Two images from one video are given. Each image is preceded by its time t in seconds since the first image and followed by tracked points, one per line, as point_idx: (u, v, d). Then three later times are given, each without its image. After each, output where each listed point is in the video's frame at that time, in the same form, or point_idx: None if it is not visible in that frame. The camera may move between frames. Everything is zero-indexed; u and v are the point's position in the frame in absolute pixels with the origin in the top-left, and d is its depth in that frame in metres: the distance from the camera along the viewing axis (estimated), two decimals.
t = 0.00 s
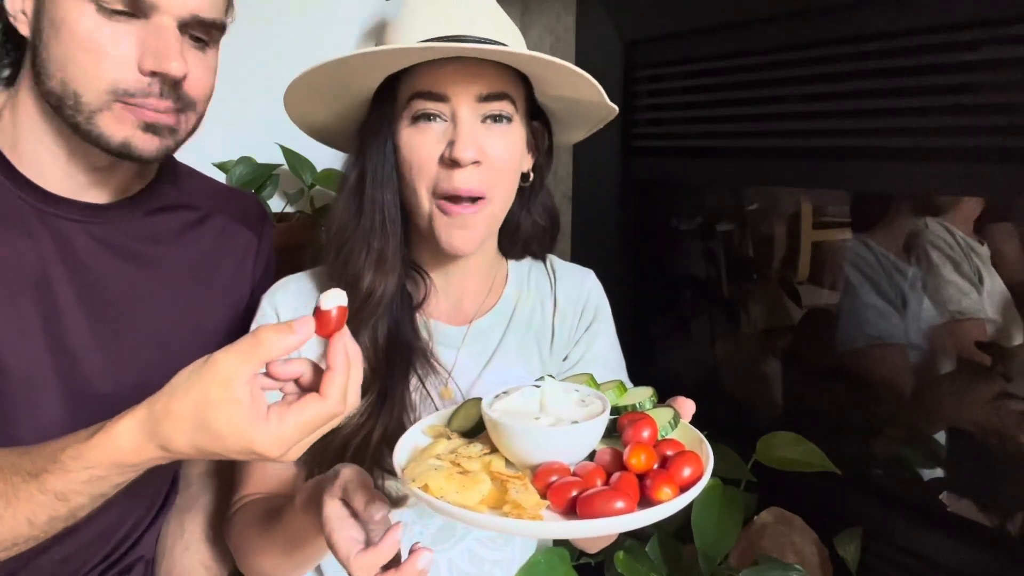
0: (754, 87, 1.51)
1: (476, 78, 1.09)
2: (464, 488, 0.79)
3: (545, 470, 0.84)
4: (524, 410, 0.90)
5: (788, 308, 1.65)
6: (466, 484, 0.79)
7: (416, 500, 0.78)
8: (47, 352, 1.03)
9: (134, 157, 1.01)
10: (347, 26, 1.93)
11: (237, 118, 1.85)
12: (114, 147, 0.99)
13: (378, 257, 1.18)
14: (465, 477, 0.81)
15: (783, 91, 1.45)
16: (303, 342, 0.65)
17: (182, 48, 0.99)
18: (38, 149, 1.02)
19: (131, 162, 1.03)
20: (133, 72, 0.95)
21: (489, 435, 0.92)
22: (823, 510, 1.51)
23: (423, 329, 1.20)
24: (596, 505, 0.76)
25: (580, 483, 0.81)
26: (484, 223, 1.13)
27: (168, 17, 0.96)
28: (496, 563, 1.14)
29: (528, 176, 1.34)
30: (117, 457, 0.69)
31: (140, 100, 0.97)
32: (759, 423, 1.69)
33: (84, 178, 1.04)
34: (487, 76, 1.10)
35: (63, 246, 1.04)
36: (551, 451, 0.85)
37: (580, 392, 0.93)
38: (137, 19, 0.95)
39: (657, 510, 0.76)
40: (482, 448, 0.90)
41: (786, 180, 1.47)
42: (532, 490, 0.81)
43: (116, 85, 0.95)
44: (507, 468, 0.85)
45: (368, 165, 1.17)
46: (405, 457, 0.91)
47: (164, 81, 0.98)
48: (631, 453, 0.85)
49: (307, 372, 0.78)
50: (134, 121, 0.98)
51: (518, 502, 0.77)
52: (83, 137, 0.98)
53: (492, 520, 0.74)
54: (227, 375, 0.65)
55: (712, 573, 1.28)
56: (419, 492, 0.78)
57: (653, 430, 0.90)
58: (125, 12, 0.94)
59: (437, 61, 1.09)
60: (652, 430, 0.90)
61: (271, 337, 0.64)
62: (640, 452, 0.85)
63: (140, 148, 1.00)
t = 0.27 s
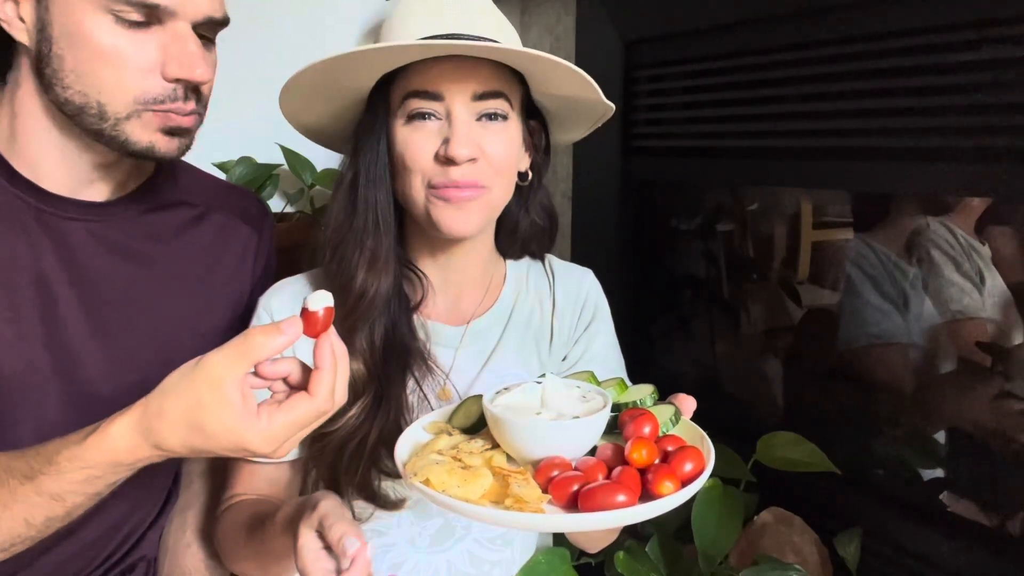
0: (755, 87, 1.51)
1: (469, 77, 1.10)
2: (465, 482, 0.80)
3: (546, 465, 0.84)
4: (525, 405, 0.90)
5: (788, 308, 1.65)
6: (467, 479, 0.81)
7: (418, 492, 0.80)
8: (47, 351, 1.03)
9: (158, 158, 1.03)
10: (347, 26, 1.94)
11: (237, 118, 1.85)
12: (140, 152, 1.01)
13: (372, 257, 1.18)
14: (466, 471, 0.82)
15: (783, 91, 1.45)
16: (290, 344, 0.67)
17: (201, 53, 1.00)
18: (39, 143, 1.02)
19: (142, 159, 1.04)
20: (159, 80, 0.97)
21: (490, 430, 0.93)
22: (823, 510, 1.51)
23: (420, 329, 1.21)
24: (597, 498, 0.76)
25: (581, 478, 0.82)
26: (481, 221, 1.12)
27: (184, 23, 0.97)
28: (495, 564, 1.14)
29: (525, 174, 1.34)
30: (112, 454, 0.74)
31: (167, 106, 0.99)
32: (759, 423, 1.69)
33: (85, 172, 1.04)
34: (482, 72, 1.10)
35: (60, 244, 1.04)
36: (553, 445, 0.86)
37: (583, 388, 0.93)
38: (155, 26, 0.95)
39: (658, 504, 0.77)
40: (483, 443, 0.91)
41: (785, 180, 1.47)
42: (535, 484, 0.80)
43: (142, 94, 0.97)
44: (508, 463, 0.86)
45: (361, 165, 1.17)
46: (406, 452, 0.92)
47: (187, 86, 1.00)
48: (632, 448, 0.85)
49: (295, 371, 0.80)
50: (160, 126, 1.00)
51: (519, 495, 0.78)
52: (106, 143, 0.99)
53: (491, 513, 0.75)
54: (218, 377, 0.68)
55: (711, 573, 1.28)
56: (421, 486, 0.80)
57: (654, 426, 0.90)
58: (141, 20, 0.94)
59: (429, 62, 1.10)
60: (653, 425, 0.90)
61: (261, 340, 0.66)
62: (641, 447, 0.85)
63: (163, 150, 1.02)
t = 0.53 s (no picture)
0: (755, 88, 1.51)
1: (469, 81, 1.09)
2: (471, 483, 0.81)
3: (552, 466, 0.84)
4: (530, 405, 0.90)
5: (788, 308, 1.65)
6: (473, 479, 0.81)
7: (424, 494, 0.80)
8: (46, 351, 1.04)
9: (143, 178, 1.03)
10: (347, 25, 1.94)
11: (237, 118, 1.85)
12: (126, 174, 1.01)
13: (371, 260, 1.18)
14: (472, 472, 0.83)
15: (783, 91, 1.45)
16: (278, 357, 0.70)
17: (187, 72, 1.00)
18: (27, 150, 1.01)
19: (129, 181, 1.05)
20: (143, 100, 0.97)
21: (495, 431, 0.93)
22: (823, 510, 1.51)
23: (417, 329, 1.21)
24: (605, 499, 0.77)
25: (587, 478, 0.82)
26: (482, 228, 1.13)
27: (170, 40, 0.97)
28: (492, 563, 1.14)
29: (524, 175, 1.35)
30: (107, 462, 0.78)
31: (150, 127, 0.99)
32: (759, 423, 1.69)
33: (71, 179, 1.03)
34: (481, 77, 1.10)
35: (55, 246, 1.04)
36: (560, 445, 0.86)
37: (587, 388, 0.93)
38: (139, 45, 0.95)
39: (665, 505, 0.78)
40: (488, 444, 0.91)
41: (785, 180, 1.46)
42: (541, 485, 0.81)
43: (127, 114, 0.97)
44: (513, 464, 0.86)
45: (360, 168, 1.17)
46: (410, 453, 0.92)
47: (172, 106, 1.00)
48: (639, 447, 0.86)
49: (284, 382, 0.83)
50: (145, 148, 1.00)
51: (526, 496, 0.78)
52: (92, 163, 1.00)
53: (497, 514, 0.75)
54: (208, 390, 0.72)
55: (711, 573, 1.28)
56: (426, 488, 0.80)
57: (659, 426, 0.90)
58: (125, 39, 0.94)
59: (429, 65, 1.09)
60: (659, 426, 0.90)
61: (250, 353, 0.70)
62: (648, 446, 0.86)
63: (149, 171, 1.03)
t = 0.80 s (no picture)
0: (754, 88, 1.51)
1: (467, 80, 1.10)
2: (482, 479, 0.81)
3: (561, 463, 0.85)
4: (539, 402, 0.90)
5: (788, 308, 1.65)
6: (483, 476, 0.81)
7: (435, 491, 0.80)
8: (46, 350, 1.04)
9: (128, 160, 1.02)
10: (347, 24, 1.94)
11: (236, 119, 1.85)
12: (111, 155, 1.01)
13: (369, 257, 1.18)
14: (482, 468, 0.83)
15: (783, 91, 1.45)
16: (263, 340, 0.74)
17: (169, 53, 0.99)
18: (15, 149, 1.02)
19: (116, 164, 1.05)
20: (123, 81, 0.96)
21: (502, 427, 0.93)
22: (823, 510, 1.51)
23: (416, 327, 1.21)
24: (617, 496, 0.77)
25: (599, 474, 0.82)
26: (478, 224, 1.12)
27: (151, 22, 0.96)
28: (491, 561, 1.14)
29: (523, 175, 1.34)
30: (95, 453, 0.79)
31: (133, 109, 0.99)
32: (759, 423, 1.69)
33: (60, 175, 1.04)
34: (479, 78, 1.11)
35: (47, 245, 1.04)
36: (569, 442, 0.86)
37: (595, 384, 0.93)
38: (119, 27, 0.95)
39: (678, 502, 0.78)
40: (496, 440, 0.91)
41: (785, 180, 1.47)
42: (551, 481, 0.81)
43: (108, 95, 0.96)
44: (522, 460, 0.86)
45: (359, 167, 1.18)
46: (418, 450, 0.93)
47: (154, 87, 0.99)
48: (650, 444, 0.86)
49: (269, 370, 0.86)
50: (128, 129, 1.00)
51: (537, 492, 0.79)
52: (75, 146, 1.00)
53: (510, 511, 0.76)
54: (195, 376, 0.75)
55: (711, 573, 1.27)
56: (437, 484, 0.81)
57: (668, 422, 0.91)
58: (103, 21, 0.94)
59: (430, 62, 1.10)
60: (667, 422, 0.91)
61: (237, 339, 0.74)
62: (659, 443, 0.86)
63: (135, 152, 1.02)
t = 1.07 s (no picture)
0: (754, 88, 1.51)
1: (464, 73, 1.10)
2: (484, 474, 0.81)
3: (563, 457, 0.84)
4: (541, 396, 0.90)
5: (788, 308, 1.65)
6: (486, 470, 0.82)
7: (437, 484, 0.80)
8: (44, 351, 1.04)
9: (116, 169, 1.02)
10: (347, 25, 1.94)
11: (236, 119, 1.85)
12: (99, 164, 1.00)
13: (367, 253, 1.18)
14: (484, 463, 0.83)
15: (783, 91, 1.45)
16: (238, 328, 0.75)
17: (160, 58, 1.00)
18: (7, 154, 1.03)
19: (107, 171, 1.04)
20: (113, 86, 0.97)
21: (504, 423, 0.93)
22: (824, 510, 1.51)
23: (415, 325, 1.20)
24: (621, 488, 0.77)
25: (602, 468, 0.82)
26: (474, 218, 1.12)
27: (141, 27, 0.97)
28: (492, 561, 1.14)
29: (522, 175, 1.34)
30: (77, 443, 0.79)
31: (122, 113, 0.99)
32: (759, 423, 1.69)
33: (50, 176, 1.04)
34: (474, 72, 1.11)
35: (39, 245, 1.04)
36: (570, 436, 0.86)
37: (596, 380, 0.93)
38: (110, 32, 0.96)
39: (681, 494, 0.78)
40: (498, 435, 0.91)
41: (785, 180, 1.47)
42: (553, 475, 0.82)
43: (97, 100, 0.97)
44: (524, 455, 0.87)
45: (357, 167, 1.18)
46: (419, 445, 0.93)
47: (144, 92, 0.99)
48: (652, 438, 0.86)
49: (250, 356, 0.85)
50: (116, 136, 1.00)
51: (541, 486, 0.79)
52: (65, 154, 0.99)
53: (512, 504, 0.76)
54: (171, 362, 0.75)
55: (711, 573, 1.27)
56: (439, 478, 0.80)
57: (670, 417, 0.90)
58: (94, 26, 0.95)
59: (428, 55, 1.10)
60: (669, 417, 0.90)
61: (212, 326, 0.74)
62: (661, 437, 0.86)
63: (123, 161, 1.01)
